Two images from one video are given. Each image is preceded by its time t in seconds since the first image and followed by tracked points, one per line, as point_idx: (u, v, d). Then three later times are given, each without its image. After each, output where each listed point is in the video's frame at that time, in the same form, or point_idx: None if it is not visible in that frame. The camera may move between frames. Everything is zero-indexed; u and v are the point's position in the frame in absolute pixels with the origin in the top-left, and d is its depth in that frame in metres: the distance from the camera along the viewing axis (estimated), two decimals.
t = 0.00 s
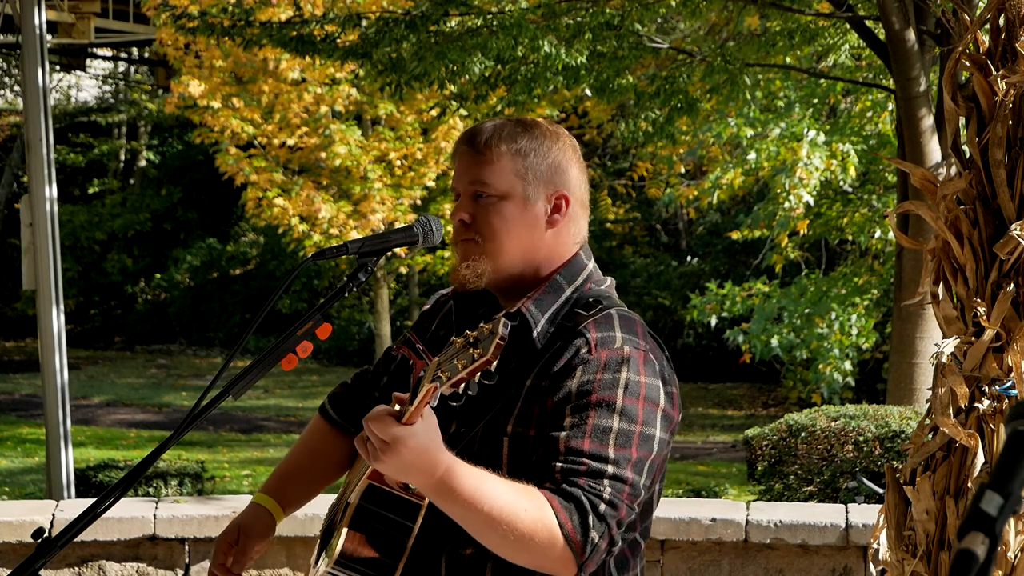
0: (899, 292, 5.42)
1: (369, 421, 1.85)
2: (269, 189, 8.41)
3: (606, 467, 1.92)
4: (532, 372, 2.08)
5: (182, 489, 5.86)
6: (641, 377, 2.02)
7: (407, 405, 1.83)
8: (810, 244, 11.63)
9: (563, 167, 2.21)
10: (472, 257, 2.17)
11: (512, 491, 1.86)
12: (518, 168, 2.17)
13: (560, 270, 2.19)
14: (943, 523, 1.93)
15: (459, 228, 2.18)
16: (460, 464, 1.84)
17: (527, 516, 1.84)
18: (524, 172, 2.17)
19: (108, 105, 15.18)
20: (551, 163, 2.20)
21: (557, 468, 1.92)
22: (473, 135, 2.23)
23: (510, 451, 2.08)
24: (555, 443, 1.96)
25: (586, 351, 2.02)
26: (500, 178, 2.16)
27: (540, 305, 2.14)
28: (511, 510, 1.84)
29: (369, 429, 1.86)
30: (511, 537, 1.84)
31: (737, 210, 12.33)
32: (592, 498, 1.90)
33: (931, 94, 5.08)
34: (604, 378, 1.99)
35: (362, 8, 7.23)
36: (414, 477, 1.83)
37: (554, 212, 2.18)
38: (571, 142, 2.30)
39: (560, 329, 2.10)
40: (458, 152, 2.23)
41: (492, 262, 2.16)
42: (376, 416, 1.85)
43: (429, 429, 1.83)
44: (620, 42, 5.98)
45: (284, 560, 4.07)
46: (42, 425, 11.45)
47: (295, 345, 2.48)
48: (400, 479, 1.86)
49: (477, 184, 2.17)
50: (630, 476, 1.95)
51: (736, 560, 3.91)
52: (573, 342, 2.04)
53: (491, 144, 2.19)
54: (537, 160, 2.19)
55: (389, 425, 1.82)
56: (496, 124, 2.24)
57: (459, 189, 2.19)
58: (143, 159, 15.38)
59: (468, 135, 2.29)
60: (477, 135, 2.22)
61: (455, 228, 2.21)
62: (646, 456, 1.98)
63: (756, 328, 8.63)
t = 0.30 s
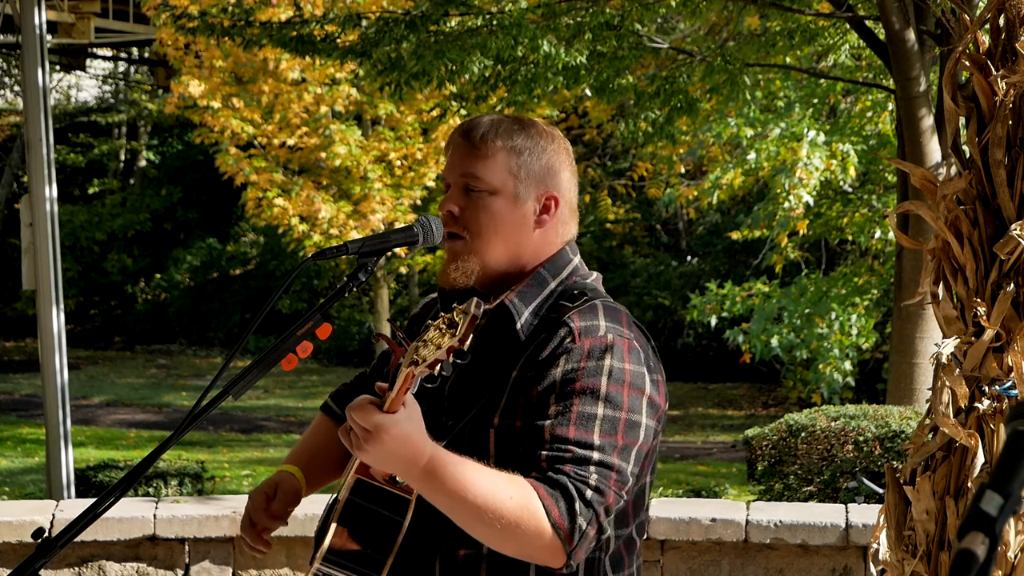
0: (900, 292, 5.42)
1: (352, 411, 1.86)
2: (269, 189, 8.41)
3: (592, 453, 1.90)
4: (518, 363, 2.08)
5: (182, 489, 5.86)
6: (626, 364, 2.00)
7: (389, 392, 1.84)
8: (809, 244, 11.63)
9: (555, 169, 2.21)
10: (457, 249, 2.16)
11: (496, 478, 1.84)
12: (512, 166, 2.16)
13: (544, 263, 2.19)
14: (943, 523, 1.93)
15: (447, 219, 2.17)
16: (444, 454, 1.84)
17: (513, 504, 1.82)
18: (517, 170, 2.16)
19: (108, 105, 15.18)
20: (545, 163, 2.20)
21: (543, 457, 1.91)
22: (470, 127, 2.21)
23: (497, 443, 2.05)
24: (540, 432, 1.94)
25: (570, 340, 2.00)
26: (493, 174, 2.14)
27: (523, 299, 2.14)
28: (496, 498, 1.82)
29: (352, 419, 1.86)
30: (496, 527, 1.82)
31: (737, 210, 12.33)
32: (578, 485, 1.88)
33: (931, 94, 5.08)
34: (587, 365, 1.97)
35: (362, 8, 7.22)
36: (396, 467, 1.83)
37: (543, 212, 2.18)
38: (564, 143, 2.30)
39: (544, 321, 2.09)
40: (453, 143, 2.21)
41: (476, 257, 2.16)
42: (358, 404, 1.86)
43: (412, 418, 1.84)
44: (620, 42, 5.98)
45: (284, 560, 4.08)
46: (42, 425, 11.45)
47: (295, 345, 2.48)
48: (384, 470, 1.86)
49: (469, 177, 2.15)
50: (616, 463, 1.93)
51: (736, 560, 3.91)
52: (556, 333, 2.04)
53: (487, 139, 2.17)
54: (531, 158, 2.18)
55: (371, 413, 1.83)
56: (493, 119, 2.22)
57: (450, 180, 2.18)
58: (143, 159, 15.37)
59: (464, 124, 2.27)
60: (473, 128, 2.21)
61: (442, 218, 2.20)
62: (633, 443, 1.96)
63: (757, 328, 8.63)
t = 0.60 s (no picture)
0: (900, 292, 5.42)
1: (344, 394, 1.84)
2: (269, 189, 8.42)
3: (586, 435, 1.89)
4: (512, 352, 2.07)
5: (182, 489, 5.86)
6: (618, 348, 2.01)
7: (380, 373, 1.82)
8: (810, 244, 11.64)
9: (554, 169, 2.21)
10: (454, 247, 2.15)
11: (491, 461, 1.82)
12: (513, 167, 2.15)
13: (538, 254, 2.21)
14: (943, 523, 1.93)
15: (444, 217, 2.16)
16: (437, 437, 1.82)
17: (509, 487, 1.80)
18: (517, 170, 2.15)
19: (108, 106, 15.20)
20: (544, 164, 2.20)
21: (537, 440, 1.90)
22: (469, 126, 2.20)
23: (492, 432, 2.05)
24: (534, 416, 1.93)
25: (562, 326, 2.01)
26: (493, 173, 2.14)
27: (516, 288, 2.16)
28: (491, 482, 1.80)
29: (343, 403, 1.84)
30: (491, 510, 1.80)
31: (737, 210, 12.34)
32: (573, 467, 1.86)
33: (931, 94, 5.08)
34: (580, 349, 1.98)
35: (362, 8, 7.22)
36: (389, 452, 1.81)
37: (540, 213, 2.19)
38: (561, 144, 2.30)
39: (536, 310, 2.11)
40: (451, 140, 2.20)
41: (473, 255, 2.15)
42: (348, 388, 1.83)
43: (405, 402, 1.82)
44: (620, 42, 5.99)
45: (284, 560, 4.08)
46: (42, 425, 11.45)
47: (296, 344, 2.47)
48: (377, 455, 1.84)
49: (469, 176, 2.15)
50: (611, 446, 1.92)
51: (736, 560, 3.91)
52: (549, 320, 2.04)
53: (487, 138, 2.17)
54: (531, 159, 2.18)
55: (362, 396, 1.80)
56: (493, 117, 2.21)
57: (449, 178, 2.17)
58: (143, 159, 15.37)
59: (462, 121, 2.25)
60: (472, 126, 2.20)
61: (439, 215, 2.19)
62: (627, 426, 1.96)
63: (757, 328, 8.64)
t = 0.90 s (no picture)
0: (899, 292, 5.42)
1: (344, 382, 1.83)
2: (269, 189, 8.42)
3: (586, 425, 1.89)
4: (512, 346, 2.07)
5: (182, 489, 5.86)
6: (618, 339, 2.01)
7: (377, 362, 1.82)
8: (809, 244, 11.64)
9: (553, 167, 2.21)
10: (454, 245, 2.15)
11: (491, 450, 1.81)
12: (513, 166, 2.15)
13: (537, 251, 2.21)
14: (943, 523, 1.93)
15: (444, 217, 2.15)
16: (437, 426, 1.81)
17: (509, 476, 1.79)
18: (517, 169, 2.15)
19: (108, 106, 15.21)
20: (544, 163, 2.20)
21: (538, 430, 1.89)
22: (468, 125, 2.20)
23: (492, 426, 2.05)
24: (534, 407, 1.93)
25: (562, 318, 2.01)
26: (493, 173, 2.14)
27: (515, 284, 2.16)
28: (491, 471, 1.79)
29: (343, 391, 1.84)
30: (490, 499, 1.79)
31: (737, 210, 12.34)
32: (574, 456, 1.86)
33: (931, 94, 5.08)
34: (580, 340, 1.98)
35: (362, 8, 7.22)
36: (389, 439, 1.80)
37: (540, 211, 2.19)
38: (559, 143, 2.30)
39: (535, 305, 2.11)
40: (450, 141, 2.20)
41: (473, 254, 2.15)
42: (349, 375, 1.83)
43: (405, 391, 1.82)
44: (620, 41, 6.00)
45: (284, 559, 4.08)
46: (42, 425, 11.45)
47: (295, 344, 2.46)
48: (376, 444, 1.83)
49: (469, 176, 2.14)
50: (612, 436, 1.91)
51: (736, 560, 3.92)
52: (549, 313, 2.04)
53: (486, 138, 2.16)
54: (530, 158, 2.18)
55: (361, 383, 1.80)
56: (491, 116, 2.21)
57: (448, 179, 2.16)
58: (143, 159, 15.36)
59: (460, 121, 2.25)
60: (472, 126, 2.19)
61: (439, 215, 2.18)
62: (627, 417, 1.95)
63: (756, 328, 8.64)
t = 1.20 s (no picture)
0: (899, 292, 5.42)
1: (339, 376, 1.83)
2: (269, 189, 8.41)
3: (583, 421, 1.89)
4: (511, 345, 2.08)
5: (182, 489, 5.87)
6: (615, 336, 2.01)
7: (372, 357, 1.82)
8: (810, 244, 11.64)
9: (549, 166, 2.21)
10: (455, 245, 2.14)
11: (486, 446, 1.81)
12: (512, 166, 2.15)
13: (535, 250, 2.21)
14: (943, 523, 1.93)
15: (445, 218, 2.14)
16: (433, 422, 1.81)
17: (505, 472, 1.79)
18: (516, 169, 2.15)
19: (108, 106, 15.22)
20: (541, 162, 2.20)
21: (534, 428, 1.90)
22: (464, 126, 2.19)
23: (491, 424, 2.05)
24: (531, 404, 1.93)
25: (559, 317, 2.02)
26: (491, 173, 2.14)
27: (514, 284, 2.17)
28: (486, 467, 1.79)
29: (338, 388, 1.84)
30: (486, 495, 1.79)
31: (737, 210, 12.34)
32: (570, 452, 1.86)
33: (931, 94, 5.08)
34: (577, 338, 1.98)
35: (363, 8, 7.21)
36: (385, 435, 1.80)
37: (539, 208, 2.20)
38: (554, 141, 2.31)
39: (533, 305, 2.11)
40: (447, 142, 2.19)
41: (474, 252, 2.15)
42: (345, 370, 1.82)
43: (400, 387, 1.82)
44: (620, 42, 6.02)
45: (284, 560, 4.08)
46: (42, 425, 11.45)
47: (295, 344, 2.46)
48: (372, 441, 1.83)
49: (468, 176, 2.14)
50: (608, 432, 1.91)
51: (736, 560, 3.92)
52: (546, 312, 2.04)
53: (483, 139, 2.16)
54: (527, 157, 2.18)
55: (356, 379, 1.79)
56: (487, 116, 2.20)
57: (447, 179, 2.16)
58: (143, 159, 15.37)
59: (456, 121, 2.24)
60: (468, 126, 2.19)
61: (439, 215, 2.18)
62: (624, 413, 1.95)
63: (757, 328, 8.64)
